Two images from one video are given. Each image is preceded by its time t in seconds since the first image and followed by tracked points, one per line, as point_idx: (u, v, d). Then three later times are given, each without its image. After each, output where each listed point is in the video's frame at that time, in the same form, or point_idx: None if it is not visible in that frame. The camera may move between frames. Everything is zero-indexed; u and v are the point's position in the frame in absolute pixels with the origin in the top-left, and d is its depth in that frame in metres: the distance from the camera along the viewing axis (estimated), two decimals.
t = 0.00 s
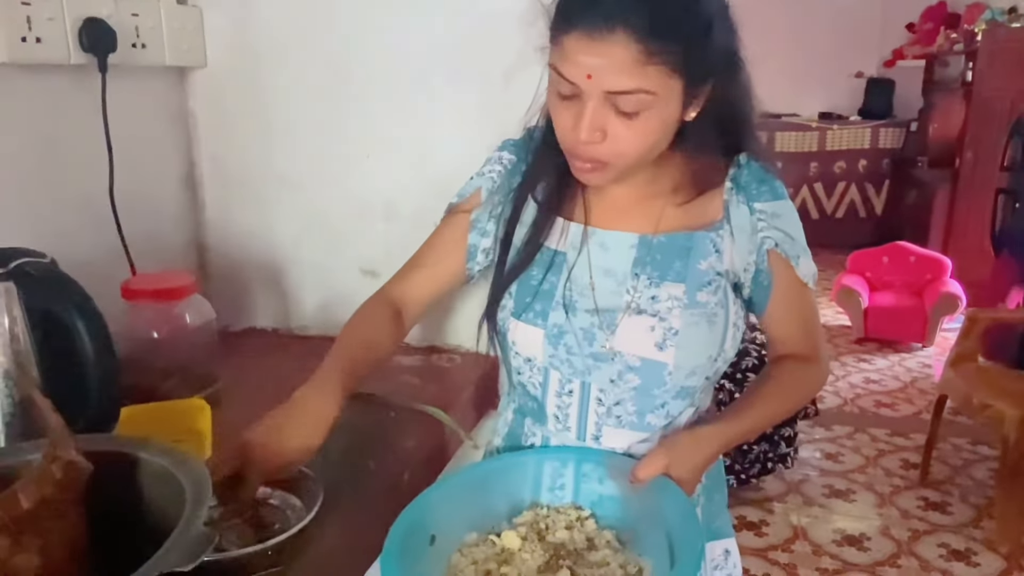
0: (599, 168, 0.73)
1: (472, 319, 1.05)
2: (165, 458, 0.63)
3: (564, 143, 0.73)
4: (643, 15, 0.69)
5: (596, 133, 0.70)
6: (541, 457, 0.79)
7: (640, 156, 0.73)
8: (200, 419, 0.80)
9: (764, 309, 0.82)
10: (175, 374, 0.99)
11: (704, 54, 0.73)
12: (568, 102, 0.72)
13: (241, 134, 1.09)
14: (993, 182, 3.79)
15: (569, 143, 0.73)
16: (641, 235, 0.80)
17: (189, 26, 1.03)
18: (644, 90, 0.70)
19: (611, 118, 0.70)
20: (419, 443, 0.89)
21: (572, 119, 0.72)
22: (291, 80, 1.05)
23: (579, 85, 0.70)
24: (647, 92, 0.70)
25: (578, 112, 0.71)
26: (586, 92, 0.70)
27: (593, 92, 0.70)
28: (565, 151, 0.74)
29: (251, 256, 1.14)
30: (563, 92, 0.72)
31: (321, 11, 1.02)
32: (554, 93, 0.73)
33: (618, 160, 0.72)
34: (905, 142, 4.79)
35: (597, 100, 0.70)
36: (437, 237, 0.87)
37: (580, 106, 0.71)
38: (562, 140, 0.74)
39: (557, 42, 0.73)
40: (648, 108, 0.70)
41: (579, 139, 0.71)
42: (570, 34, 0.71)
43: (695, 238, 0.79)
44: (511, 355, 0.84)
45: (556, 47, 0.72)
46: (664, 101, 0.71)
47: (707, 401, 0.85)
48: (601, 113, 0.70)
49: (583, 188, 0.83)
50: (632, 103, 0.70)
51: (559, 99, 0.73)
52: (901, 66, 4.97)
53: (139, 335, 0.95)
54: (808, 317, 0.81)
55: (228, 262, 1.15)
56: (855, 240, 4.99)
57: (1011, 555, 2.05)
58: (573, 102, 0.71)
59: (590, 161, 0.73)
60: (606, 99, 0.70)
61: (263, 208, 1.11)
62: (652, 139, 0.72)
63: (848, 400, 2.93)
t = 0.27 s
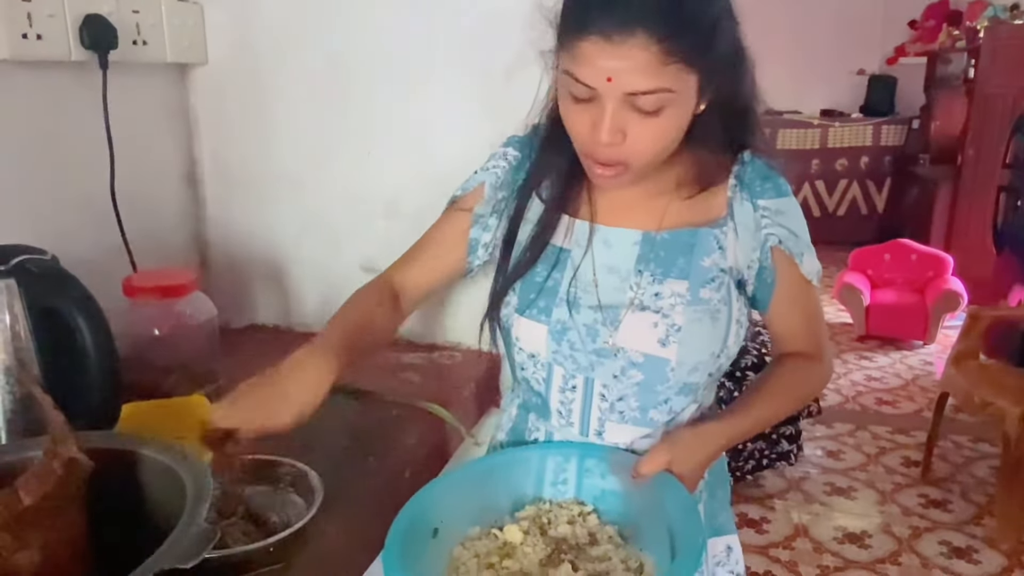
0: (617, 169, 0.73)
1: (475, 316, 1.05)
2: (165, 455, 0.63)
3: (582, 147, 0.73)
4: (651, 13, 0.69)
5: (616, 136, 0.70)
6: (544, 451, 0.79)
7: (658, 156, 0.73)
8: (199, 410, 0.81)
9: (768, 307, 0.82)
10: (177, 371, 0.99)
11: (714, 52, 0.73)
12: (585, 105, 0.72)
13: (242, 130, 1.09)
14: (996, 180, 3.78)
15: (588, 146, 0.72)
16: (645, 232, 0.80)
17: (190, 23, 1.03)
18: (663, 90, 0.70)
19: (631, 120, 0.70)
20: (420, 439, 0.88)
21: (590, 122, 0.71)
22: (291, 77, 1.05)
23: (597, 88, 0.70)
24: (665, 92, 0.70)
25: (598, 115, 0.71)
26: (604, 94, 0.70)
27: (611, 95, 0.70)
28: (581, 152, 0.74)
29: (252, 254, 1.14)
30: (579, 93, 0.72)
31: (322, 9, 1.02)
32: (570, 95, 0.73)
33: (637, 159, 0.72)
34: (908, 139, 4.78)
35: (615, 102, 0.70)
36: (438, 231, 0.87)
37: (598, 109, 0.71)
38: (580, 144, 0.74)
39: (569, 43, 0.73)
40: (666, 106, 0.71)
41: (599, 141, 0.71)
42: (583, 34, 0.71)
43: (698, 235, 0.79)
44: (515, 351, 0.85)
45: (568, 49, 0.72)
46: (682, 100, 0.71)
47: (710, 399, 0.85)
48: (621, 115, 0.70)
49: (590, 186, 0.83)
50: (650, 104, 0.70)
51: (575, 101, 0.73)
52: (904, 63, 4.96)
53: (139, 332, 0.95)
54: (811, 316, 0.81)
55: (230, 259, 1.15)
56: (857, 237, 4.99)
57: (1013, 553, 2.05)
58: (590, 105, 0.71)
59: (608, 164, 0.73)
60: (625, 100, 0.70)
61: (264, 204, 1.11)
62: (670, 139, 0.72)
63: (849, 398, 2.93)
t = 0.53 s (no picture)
0: (623, 168, 0.73)
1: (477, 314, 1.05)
2: (164, 450, 0.63)
3: (588, 146, 0.73)
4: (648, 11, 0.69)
5: (622, 135, 0.70)
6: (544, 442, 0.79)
7: (664, 153, 0.73)
8: (202, 412, 0.81)
9: (766, 303, 0.81)
10: (176, 368, 0.99)
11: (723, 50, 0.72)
12: (591, 105, 0.71)
13: (242, 126, 1.08)
14: (995, 177, 3.78)
15: (594, 145, 0.72)
16: (645, 228, 0.80)
17: (189, 20, 1.03)
18: (670, 87, 0.69)
19: (638, 119, 0.70)
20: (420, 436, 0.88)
21: (596, 121, 0.71)
22: (291, 75, 1.05)
23: (604, 86, 0.70)
24: (671, 90, 0.70)
25: (604, 115, 0.70)
26: (611, 93, 0.70)
27: (618, 94, 0.69)
28: (586, 150, 0.74)
29: (251, 251, 1.14)
30: (585, 92, 0.72)
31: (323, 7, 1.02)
32: (576, 94, 0.73)
33: (643, 158, 0.72)
34: (907, 137, 4.78)
35: (622, 101, 0.69)
36: (450, 231, 0.86)
37: (604, 108, 0.70)
38: (585, 143, 0.73)
39: (574, 40, 0.72)
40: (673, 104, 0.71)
41: (606, 140, 0.71)
42: (586, 32, 0.71)
43: (697, 231, 0.79)
44: (514, 344, 0.85)
45: (573, 47, 0.72)
46: (688, 98, 0.71)
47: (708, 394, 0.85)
48: (627, 113, 0.70)
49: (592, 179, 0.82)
50: (657, 101, 0.70)
51: (581, 100, 0.72)
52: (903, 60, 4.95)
53: (138, 329, 0.94)
54: (811, 313, 0.81)
55: (229, 256, 1.15)
56: (856, 235, 4.99)
57: (1011, 550, 2.05)
58: (596, 104, 0.71)
59: (613, 163, 0.73)
60: (632, 99, 0.70)
61: (264, 201, 1.11)
62: (676, 137, 0.72)
63: (849, 395, 2.93)
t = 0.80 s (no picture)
0: (649, 158, 0.72)
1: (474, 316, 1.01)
2: (163, 449, 0.63)
3: (612, 139, 0.72)
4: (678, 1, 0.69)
5: (652, 124, 0.70)
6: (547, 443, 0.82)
7: (688, 143, 0.73)
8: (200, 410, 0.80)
9: (766, 298, 0.84)
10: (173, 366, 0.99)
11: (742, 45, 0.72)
12: (616, 95, 0.71)
13: (240, 125, 1.08)
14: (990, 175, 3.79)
15: (620, 136, 0.71)
16: (656, 224, 0.79)
17: (185, 17, 1.03)
18: (697, 74, 0.70)
19: (665, 107, 0.70)
20: (416, 433, 0.88)
21: (623, 111, 0.70)
22: (289, 72, 1.05)
23: (632, 73, 0.69)
24: (697, 78, 0.70)
25: (632, 103, 0.70)
26: (639, 81, 0.69)
27: (647, 81, 0.69)
28: (607, 142, 0.73)
29: (248, 248, 1.14)
30: (609, 82, 0.71)
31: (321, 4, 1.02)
32: (598, 84, 0.72)
33: (668, 148, 0.72)
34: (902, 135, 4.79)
35: (650, 88, 0.69)
36: (458, 230, 0.79)
37: (631, 96, 0.70)
38: (609, 135, 0.72)
39: (599, 29, 0.72)
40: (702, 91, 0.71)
41: (634, 130, 0.70)
42: (614, 20, 0.71)
43: (709, 229, 0.79)
44: (521, 341, 0.83)
45: (598, 36, 0.72)
46: (712, 87, 0.72)
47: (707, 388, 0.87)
48: (655, 101, 0.70)
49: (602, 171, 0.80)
50: (684, 89, 0.70)
51: (604, 91, 0.72)
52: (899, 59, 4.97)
53: (136, 326, 0.95)
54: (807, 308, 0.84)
55: (226, 253, 1.15)
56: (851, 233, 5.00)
57: (1006, 546, 2.06)
58: (622, 93, 0.70)
59: (640, 153, 0.72)
60: (659, 87, 0.70)
61: (260, 198, 1.11)
62: (699, 126, 0.72)
63: (844, 392, 2.94)
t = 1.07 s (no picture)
0: (676, 154, 0.73)
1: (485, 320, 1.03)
2: (153, 451, 0.63)
3: (639, 137, 0.73)
4: None
5: (681, 121, 0.70)
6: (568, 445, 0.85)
7: (712, 141, 0.74)
8: (189, 412, 0.80)
9: (772, 299, 0.87)
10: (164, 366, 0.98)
11: (751, 43, 0.72)
12: (644, 94, 0.71)
13: (231, 123, 1.08)
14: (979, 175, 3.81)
15: (646, 134, 0.72)
16: (672, 227, 0.80)
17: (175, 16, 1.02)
18: (726, 72, 0.71)
19: (694, 105, 0.71)
20: (408, 433, 0.88)
21: (652, 109, 0.71)
22: (280, 73, 1.05)
23: (662, 71, 0.70)
24: (726, 75, 0.71)
25: (662, 101, 0.70)
26: (668, 79, 0.70)
27: (677, 79, 0.70)
28: (632, 140, 0.74)
29: (238, 248, 1.13)
30: (637, 80, 0.72)
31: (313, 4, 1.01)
32: (624, 82, 0.72)
33: (693, 146, 0.73)
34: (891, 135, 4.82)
35: (680, 86, 0.70)
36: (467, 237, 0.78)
37: (660, 94, 0.71)
38: (635, 135, 0.73)
39: (626, 27, 0.72)
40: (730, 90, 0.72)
41: (663, 128, 0.71)
42: (645, 17, 0.71)
43: (724, 231, 0.81)
44: (537, 346, 0.84)
45: (626, 34, 0.72)
46: (738, 86, 0.73)
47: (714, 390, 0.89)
48: (684, 99, 0.70)
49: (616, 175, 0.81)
50: (713, 87, 0.71)
51: (630, 89, 0.72)
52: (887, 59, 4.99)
53: (126, 327, 0.94)
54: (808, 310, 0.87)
55: (215, 254, 1.15)
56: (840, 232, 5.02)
57: (995, 543, 2.07)
58: (651, 91, 0.71)
59: (667, 149, 0.73)
60: (689, 85, 0.70)
61: (251, 199, 1.10)
62: (723, 123, 0.73)
63: (834, 391, 2.95)
